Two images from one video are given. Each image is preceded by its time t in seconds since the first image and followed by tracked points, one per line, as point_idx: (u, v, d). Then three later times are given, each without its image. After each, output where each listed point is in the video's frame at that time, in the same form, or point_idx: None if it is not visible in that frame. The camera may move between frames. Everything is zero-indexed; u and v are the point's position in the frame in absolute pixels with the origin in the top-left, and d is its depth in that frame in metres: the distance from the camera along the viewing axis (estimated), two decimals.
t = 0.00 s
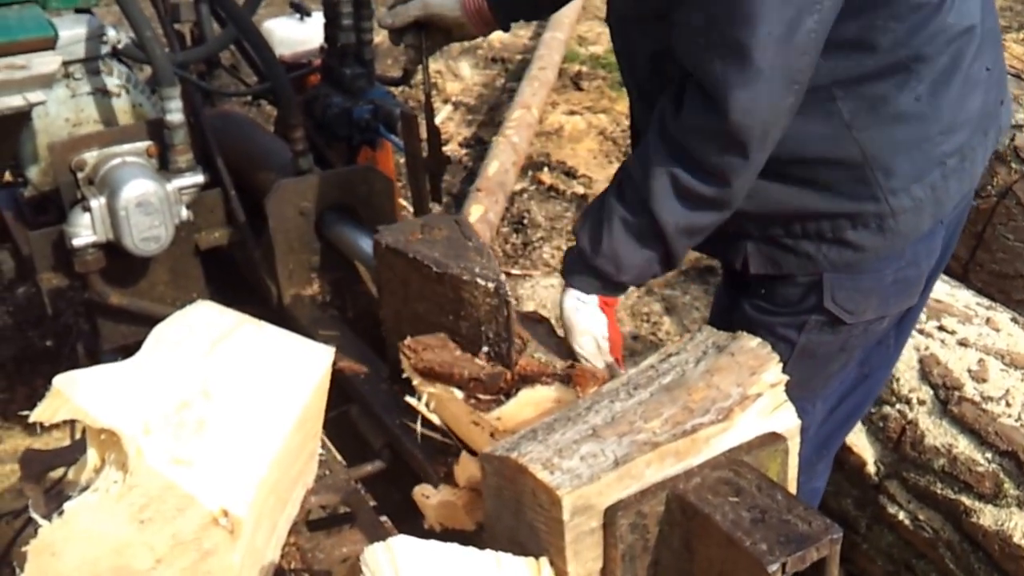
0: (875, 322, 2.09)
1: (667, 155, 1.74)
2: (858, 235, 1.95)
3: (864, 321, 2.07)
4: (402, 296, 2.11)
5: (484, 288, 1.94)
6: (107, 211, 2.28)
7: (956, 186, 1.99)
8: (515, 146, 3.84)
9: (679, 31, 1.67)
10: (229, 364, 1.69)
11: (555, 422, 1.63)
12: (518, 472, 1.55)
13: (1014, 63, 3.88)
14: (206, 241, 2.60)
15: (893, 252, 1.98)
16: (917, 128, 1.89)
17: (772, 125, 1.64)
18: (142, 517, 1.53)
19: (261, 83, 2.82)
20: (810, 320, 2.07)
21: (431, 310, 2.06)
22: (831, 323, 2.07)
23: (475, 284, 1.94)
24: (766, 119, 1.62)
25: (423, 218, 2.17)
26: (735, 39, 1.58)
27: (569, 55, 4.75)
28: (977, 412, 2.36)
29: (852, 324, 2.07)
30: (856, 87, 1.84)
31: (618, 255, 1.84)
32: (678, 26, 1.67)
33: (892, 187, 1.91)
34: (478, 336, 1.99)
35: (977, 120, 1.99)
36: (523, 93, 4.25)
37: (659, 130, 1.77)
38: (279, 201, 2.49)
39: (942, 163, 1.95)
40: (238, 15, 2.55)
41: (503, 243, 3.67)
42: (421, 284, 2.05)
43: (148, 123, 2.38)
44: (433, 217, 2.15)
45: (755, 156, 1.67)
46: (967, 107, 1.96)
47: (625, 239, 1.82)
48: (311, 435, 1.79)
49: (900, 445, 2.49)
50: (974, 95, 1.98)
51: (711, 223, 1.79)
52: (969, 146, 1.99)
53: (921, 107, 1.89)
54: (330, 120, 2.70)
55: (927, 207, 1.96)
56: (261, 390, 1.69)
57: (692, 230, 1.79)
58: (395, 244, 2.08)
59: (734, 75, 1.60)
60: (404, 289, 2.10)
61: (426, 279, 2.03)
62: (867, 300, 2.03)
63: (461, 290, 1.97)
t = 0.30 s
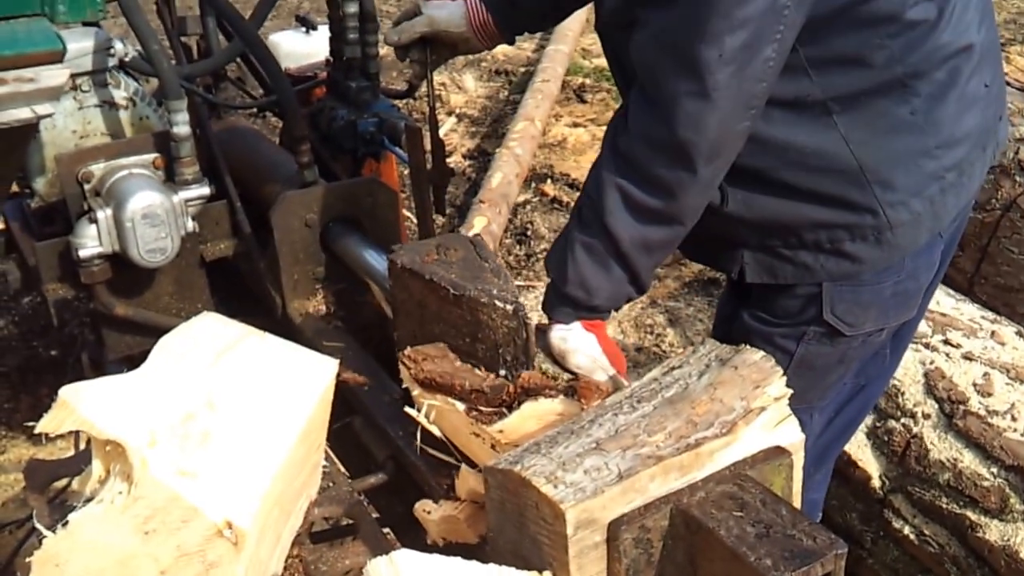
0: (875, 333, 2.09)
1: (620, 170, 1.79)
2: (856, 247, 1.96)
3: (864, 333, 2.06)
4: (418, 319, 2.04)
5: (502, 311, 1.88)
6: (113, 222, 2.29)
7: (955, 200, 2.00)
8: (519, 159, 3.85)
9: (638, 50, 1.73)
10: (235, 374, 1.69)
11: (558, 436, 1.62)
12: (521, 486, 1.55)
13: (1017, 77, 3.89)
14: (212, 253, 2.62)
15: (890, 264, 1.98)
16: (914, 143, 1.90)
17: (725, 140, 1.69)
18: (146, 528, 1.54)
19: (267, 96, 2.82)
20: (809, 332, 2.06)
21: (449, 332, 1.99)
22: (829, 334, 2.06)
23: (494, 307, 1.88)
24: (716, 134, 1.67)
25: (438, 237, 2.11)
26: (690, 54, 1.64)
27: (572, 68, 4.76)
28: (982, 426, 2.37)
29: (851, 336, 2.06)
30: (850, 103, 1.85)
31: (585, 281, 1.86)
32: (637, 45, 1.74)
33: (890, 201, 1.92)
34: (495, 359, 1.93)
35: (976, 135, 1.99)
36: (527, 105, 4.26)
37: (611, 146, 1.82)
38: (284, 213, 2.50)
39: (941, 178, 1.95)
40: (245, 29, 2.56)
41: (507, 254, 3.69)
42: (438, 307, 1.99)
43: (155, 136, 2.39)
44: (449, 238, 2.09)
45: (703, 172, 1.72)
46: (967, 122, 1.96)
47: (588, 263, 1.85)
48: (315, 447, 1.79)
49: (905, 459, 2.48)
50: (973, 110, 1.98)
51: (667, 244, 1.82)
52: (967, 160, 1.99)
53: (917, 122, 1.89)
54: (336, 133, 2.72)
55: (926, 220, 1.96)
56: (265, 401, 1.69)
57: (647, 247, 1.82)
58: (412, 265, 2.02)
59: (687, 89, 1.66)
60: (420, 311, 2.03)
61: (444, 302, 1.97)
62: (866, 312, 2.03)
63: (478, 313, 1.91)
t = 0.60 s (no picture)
0: (881, 350, 2.09)
1: (632, 190, 1.77)
2: (861, 264, 1.96)
3: (869, 349, 2.07)
4: (433, 343, 2.08)
5: (518, 336, 1.90)
6: (119, 237, 2.30)
7: (959, 217, 2.00)
8: (522, 173, 3.86)
9: (649, 72, 1.72)
10: (241, 389, 1.69)
11: (561, 451, 1.62)
12: (525, 503, 1.55)
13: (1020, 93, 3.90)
14: (217, 267, 2.61)
15: (896, 281, 1.99)
16: (918, 161, 1.91)
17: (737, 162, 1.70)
18: (151, 542, 1.56)
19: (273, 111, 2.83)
20: (816, 348, 2.06)
21: (463, 357, 2.02)
22: (836, 351, 2.06)
23: (510, 333, 1.90)
24: (728, 157, 1.68)
25: (452, 263, 2.14)
26: (703, 76, 1.64)
27: (575, 84, 4.78)
28: (988, 443, 2.37)
29: (857, 353, 2.06)
30: (854, 123, 1.86)
31: (597, 296, 1.83)
32: (650, 66, 1.72)
33: (894, 218, 1.93)
34: (511, 384, 1.94)
35: (981, 152, 2.00)
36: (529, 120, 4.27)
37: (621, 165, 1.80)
38: (289, 228, 2.51)
39: (945, 195, 1.96)
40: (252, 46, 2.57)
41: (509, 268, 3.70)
42: (454, 332, 2.01)
43: (162, 151, 2.40)
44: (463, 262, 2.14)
45: (717, 193, 1.72)
46: (971, 139, 1.97)
47: (601, 279, 1.82)
48: (319, 461, 1.79)
49: (910, 477, 2.48)
50: (978, 127, 1.98)
51: (679, 261, 1.81)
52: (971, 177, 1.99)
53: (921, 140, 1.90)
54: (340, 148, 2.70)
55: (931, 237, 1.97)
56: (272, 415, 1.69)
57: (659, 265, 1.81)
58: (427, 290, 2.06)
59: (701, 112, 1.66)
60: (435, 336, 2.07)
61: (459, 326, 1.99)
62: (872, 329, 2.03)
63: (494, 338, 1.93)
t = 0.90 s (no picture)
0: (895, 368, 2.09)
1: (717, 202, 1.76)
2: (877, 284, 1.96)
3: (883, 368, 2.07)
4: (452, 372, 2.07)
5: (542, 366, 1.89)
6: (129, 256, 2.31)
7: (970, 234, 2.00)
8: (527, 192, 3.87)
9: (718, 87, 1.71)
10: (252, 410, 1.69)
11: (569, 471, 1.62)
12: (533, 523, 1.55)
13: None
14: (225, 285, 2.62)
15: (909, 299, 1.99)
16: (937, 181, 1.90)
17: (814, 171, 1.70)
18: (160, 560, 1.58)
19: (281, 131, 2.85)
20: (831, 368, 2.07)
21: (482, 386, 2.01)
22: (850, 370, 2.06)
23: (533, 361, 1.89)
24: (812, 169, 1.69)
25: (472, 290, 2.15)
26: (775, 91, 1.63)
27: (580, 102, 4.79)
28: (997, 463, 2.36)
29: (872, 372, 2.07)
30: (879, 145, 1.84)
31: (661, 288, 1.82)
32: (713, 87, 1.72)
33: (909, 238, 1.93)
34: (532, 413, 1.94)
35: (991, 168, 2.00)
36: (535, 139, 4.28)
37: (702, 178, 1.79)
38: (297, 246, 2.52)
39: (958, 213, 1.96)
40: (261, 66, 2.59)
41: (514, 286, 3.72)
42: (472, 360, 2.00)
43: (172, 171, 2.41)
44: (484, 290, 2.13)
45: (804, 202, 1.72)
46: (984, 155, 1.97)
47: (669, 274, 1.81)
48: (329, 479, 1.79)
49: (918, 496, 2.48)
50: (989, 143, 1.98)
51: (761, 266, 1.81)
52: (983, 193, 1.99)
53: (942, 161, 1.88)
54: (348, 167, 2.73)
55: (944, 255, 1.97)
56: (281, 434, 1.69)
57: (739, 271, 1.80)
58: (447, 316, 2.05)
59: (774, 127, 1.66)
60: (454, 364, 2.06)
61: (477, 352, 1.98)
62: (885, 348, 2.04)
63: (516, 367, 1.92)
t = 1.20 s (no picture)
0: (904, 381, 2.09)
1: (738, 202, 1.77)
2: (886, 296, 1.97)
3: (892, 381, 2.07)
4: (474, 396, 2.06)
5: (568, 392, 1.91)
6: (136, 270, 2.31)
7: (978, 247, 2.00)
8: (531, 205, 3.87)
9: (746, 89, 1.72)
10: (259, 423, 1.69)
11: (576, 486, 1.61)
12: (540, 538, 1.55)
13: None
14: (231, 298, 2.63)
15: (917, 312, 2.00)
16: (947, 195, 1.90)
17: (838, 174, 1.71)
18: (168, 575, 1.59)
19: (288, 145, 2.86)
20: (840, 382, 2.07)
21: (506, 410, 2.01)
22: (860, 383, 2.07)
23: (557, 387, 1.91)
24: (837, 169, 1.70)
25: (490, 311, 2.13)
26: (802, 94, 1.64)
27: (584, 115, 4.80)
28: (1005, 478, 2.36)
29: (882, 385, 2.07)
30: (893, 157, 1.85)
31: (666, 284, 1.81)
32: (741, 90, 1.72)
33: (917, 251, 1.93)
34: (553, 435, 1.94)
35: (999, 181, 2.00)
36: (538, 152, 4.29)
37: (724, 181, 1.80)
38: (303, 259, 2.52)
39: (966, 227, 1.96)
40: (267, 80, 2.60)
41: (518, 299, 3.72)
42: (493, 384, 2.00)
43: (179, 185, 2.42)
44: (501, 310, 2.11)
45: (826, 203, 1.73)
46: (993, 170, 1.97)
47: (678, 272, 1.81)
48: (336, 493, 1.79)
49: (925, 511, 2.48)
50: (998, 157, 1.99)
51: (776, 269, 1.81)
52: (991, 208, 2.00)
53: (953, 175, 1.88)
54: (354, 181, 2.73)
55: (952, 268, 1.98)
56: (290, 447, 1.68)
57: (754, 274, 1.81)
58: (466, 339, 2.04)
59: (803, 131, 1.67)
60: (474, 386, 2.06)
61: (498, 376, 1.99)
62: (894, 360, 2.04)
63: (541, 391, 1.93)
